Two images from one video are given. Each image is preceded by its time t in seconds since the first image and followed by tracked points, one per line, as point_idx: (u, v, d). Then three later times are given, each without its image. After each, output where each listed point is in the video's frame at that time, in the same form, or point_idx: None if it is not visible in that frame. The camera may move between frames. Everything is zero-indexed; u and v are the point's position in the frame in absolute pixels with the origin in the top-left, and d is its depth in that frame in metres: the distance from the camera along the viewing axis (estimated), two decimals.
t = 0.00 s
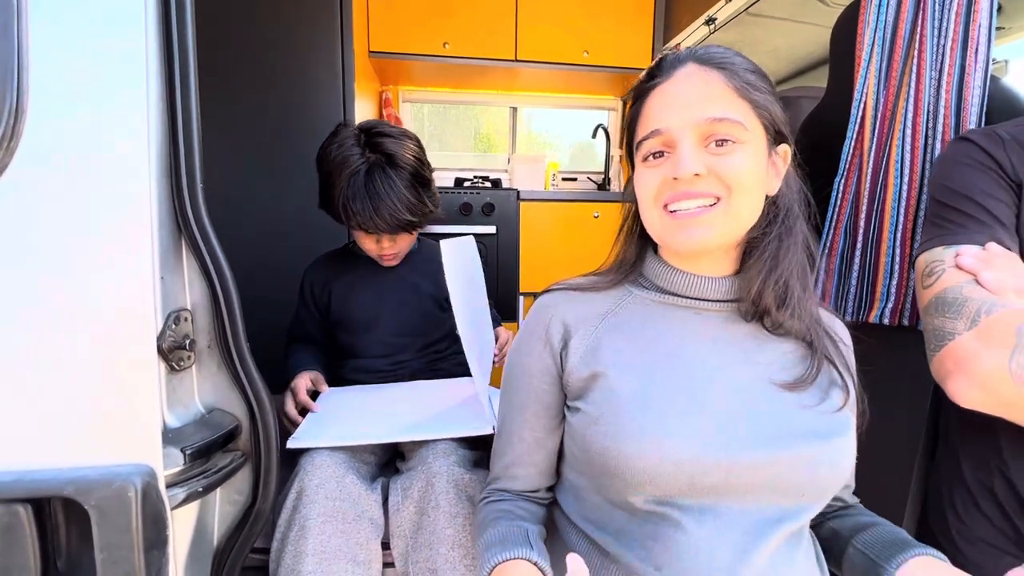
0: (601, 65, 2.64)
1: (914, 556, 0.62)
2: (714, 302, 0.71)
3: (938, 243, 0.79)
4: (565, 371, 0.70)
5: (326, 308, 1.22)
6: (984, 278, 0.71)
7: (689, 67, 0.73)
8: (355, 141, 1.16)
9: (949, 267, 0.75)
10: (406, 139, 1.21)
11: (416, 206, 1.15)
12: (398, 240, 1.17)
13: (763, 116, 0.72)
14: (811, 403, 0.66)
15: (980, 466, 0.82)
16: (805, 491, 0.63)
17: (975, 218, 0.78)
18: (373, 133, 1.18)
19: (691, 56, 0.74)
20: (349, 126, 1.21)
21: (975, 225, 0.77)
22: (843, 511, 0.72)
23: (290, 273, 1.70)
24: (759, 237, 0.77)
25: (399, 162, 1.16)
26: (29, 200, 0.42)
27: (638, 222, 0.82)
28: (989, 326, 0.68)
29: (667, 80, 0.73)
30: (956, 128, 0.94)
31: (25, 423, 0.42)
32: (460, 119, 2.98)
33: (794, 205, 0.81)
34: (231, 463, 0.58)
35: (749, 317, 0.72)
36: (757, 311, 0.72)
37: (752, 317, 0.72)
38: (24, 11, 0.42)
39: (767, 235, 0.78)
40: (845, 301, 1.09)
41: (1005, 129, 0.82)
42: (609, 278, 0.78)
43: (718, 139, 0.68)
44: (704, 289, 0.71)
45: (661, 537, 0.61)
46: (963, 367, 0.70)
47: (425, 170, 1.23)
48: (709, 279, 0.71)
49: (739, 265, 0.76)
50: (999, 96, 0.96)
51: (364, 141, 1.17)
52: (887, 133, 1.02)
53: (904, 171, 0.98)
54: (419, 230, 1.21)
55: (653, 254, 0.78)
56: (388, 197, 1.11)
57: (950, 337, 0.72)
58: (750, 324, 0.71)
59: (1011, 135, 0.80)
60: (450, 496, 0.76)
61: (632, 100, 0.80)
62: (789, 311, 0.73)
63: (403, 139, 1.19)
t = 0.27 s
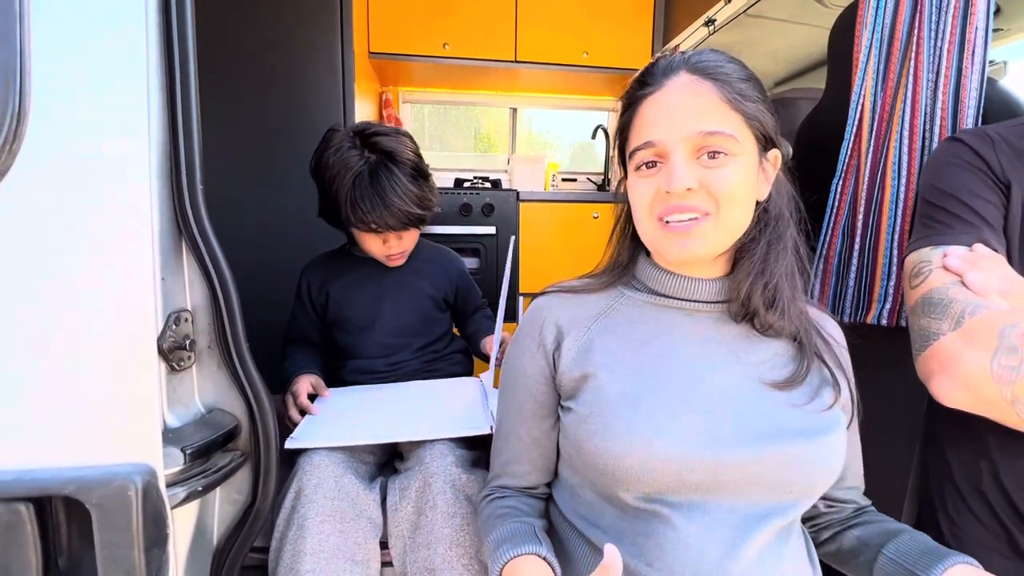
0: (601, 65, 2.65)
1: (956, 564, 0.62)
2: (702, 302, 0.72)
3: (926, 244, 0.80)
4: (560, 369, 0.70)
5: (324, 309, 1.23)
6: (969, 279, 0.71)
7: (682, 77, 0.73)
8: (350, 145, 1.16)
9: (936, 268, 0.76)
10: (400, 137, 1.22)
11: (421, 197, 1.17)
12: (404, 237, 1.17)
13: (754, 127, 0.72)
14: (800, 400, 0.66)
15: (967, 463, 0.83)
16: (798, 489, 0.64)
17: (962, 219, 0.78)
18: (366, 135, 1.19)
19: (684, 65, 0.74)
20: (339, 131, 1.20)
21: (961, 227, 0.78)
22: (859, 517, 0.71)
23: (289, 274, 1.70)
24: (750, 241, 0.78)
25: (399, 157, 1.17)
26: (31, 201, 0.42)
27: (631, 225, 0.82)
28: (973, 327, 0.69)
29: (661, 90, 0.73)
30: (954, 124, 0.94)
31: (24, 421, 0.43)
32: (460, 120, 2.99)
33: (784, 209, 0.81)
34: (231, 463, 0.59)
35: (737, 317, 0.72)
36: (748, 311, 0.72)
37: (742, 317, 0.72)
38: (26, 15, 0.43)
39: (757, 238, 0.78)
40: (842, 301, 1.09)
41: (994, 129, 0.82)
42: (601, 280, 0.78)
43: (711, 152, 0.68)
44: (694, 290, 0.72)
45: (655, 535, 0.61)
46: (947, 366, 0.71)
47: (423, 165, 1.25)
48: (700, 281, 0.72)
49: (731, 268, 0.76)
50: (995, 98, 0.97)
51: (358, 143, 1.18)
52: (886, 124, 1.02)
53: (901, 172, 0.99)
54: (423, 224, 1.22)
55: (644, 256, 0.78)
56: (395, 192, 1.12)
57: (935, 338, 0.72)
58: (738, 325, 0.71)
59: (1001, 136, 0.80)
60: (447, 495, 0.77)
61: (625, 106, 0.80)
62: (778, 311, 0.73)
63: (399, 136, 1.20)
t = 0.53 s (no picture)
0: (601, 66, 2.65)
1: (909, 553, 0.63)
2: (705, 304, 0.72)
3: (931, 244, 0.80)
4: (561, 369, 0.70)
5: (325, 309, 1.23)
6: (975, 279, 0.72)
7: (685, 78, 0.73)
8: (340, 150, 1.17)
9: (940, 268, 0.76)
10: (388, 131, 1.22)
11: (419, 184, 1.17)
12: (411, 229, 1.18)
13: (757, 128, 0.73)
14: (798, 402, 0.67)
15: (971, 468, 0.83)
16: (797, 488, 0.64)
17: (966, 219, 0.79)
18: (356, 137, 1.20)
19: (687, 67, 0.74)
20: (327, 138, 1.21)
21: (966, 227, 0.78)
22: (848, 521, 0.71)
23: (289, 274, 1.71)
24: (751, 242, 0.78)
25: (391, 150, 1.18)
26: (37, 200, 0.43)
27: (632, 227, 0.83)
28: (980, 326, 0.69)
29: (664, 91, 0.73)
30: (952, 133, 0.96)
31: (29, 420, 0.43)
32: (461, 121, 2.99)
33: (784, 211, 0.82)
34: (233, 462, 0.59)
35: (737, 319, 0.73)
36: (748, 313, 0.73)
37: (743, 319, 0.73)
38: (32, 18, 0.43)
39: (758, 240, 0.79)
40: (841, 303, 1.09)
41: (997, 131, 0.82)
42: (601, 281, 0.79)
43: (715, 153, 0.69)
44: (694, 291, 0.72)
45: (654, 533, 0.62)
46: (954, 367, 0.71)
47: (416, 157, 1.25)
48: (701, 282, 0.72)
49: (731, 269, 0.77)
50: (994, 100, 0.97)
51: (348, 147, 1.18)
52: (886, 127, 1.02)
53: (899, 174, 0.99)
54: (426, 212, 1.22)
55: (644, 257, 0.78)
56: (393, 183, 1.12)
57: (941, 338, 0.73)
58: (739, 325, 0.72)
59: (1003, 138, 0.81)
60: (448, 495, 0.77)
61: (627, 107, 0.81)
62: (778, 313, 0.74)
63: (386, 131, 1.21)
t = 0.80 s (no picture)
0: (600, 67, 2.64)
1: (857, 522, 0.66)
2: (703, 301, 0.73)
3: (931, 244, 0.80)
4: (561, 367, 0.70)
5: (325, 309, 1.23)
6: (976, 278, 0.72)
7: (710, 72, 0.76)
8: (331, 156, 1.17)
9: (941, 267, 0.77)
10: (379, 137, 1.22)
11: (410, 195, 1.17)
12: (404, 235, 1.17)
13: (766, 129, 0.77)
14: (797, 395, 0.67)
15: (973, 472, 0.83)
16: (796, 488, 0.64)
17: (964, 218, 0.79)
18: (346, 142, 1.20)
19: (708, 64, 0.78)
20: (320, 144, 1.21)
21: (966, 226, 0.78)
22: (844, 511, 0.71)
23: (289, 274, 1.71)
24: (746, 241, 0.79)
25: (381, 158, 1.17)
26: (38, 200, 0.43)
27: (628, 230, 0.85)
28: (980, 325, 0.69)
29: (690, 80, 0.75)
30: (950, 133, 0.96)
31: (29, 419, 0.43)
32: (460, 122, 2.99)
33: (772, 214, 0.83)
34: (232, 462, 0.59)
35: (733, 313, 0.73)
36: (743, 309, 0.73)
37: (738, 315, 0.73)
38: (33, 19, 0.43)
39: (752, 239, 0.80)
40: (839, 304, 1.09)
41: (994, 134, 0.83)
42: (598, 280, 0.79)
43: (739, 140, 0.71)
44: (692, 288, 0.72)
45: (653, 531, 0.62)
46: (955, 366, 0.71)
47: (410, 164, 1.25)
48: (700, 279, 0.73)
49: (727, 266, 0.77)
50: (992, 102, 0.97)
51: (339, 153, 1.18)
52: (881, 140, 1.02)
53: (898, 174, 1.00)
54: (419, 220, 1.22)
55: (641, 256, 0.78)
56: (381, 194, 1.12)
57: (942, 337, 0.73)
58: (734, 320, 0.72)
59: (1001, 140, 0.81)
60: (446, 495, 0.77)
61: (639, 99, 0.81)
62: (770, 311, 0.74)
63: (377, 137, 1.21)
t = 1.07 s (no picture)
0: (600, 67, 2.65)
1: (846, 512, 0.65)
2: (699, 296, 0.73)
3: (924, 249, 0.80)
4: (559, 364, 0.70)
5: (325, 309, 1.23)
6: (967, 284, 0.72)
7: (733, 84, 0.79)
8: (333, 158, 1.17)
9: (934, 272, 0.77)
10: (381, 139, 1.22)
11: (412, 201, 1.17)
12: (406, 238, 1.18)
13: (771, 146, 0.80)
14: (792, 391, 0.67)
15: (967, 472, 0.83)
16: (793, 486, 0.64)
17: (958, 223, 0.79)
18: (348, 143, 1.20)
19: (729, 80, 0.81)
20: (321, 146, 1.21)
21: (961, 231, 0.78)
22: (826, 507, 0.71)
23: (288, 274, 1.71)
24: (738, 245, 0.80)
25: (383, 161, 1.17)
26: (38, 200, 0.43)
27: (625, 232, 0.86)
28: (971, 331, 0.69)
29: (715, 85, 0.77)
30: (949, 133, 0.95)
31: (29, 417, 0.43)
32: (460, 122, 2.99)
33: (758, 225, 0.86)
34: (231, 462, 0.59)
35: (728, 313, 0.73)
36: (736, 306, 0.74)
37: (731, 312, 0.73)
38: (33, 19, 0.43)
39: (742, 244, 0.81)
40: (839, 305, 1.09)
41: (992, 137, 0.84)
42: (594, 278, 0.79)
43: (752, 148, 0.73)
44: (687, 280, 0.73)
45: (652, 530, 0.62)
46: (945, 371, 0.71)
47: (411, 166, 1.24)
48: (696, 274, 0.73)
49: (721, 264, 0.78)
50: (991, 105, 0.97)
51: (340, 155, 1.18)
52: (881, 138, 1.03)
53: (897, 175, 1.00)
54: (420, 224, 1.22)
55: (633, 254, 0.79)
56: (383, 198, 1.12)
57: (933, 342, 0.73)
58: (728, 320, 0.72)
59: (997, 143, 0.82)
60: (445, 496, 0.77)
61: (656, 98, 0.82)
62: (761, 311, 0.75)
63: (379, 140, 1.21)
